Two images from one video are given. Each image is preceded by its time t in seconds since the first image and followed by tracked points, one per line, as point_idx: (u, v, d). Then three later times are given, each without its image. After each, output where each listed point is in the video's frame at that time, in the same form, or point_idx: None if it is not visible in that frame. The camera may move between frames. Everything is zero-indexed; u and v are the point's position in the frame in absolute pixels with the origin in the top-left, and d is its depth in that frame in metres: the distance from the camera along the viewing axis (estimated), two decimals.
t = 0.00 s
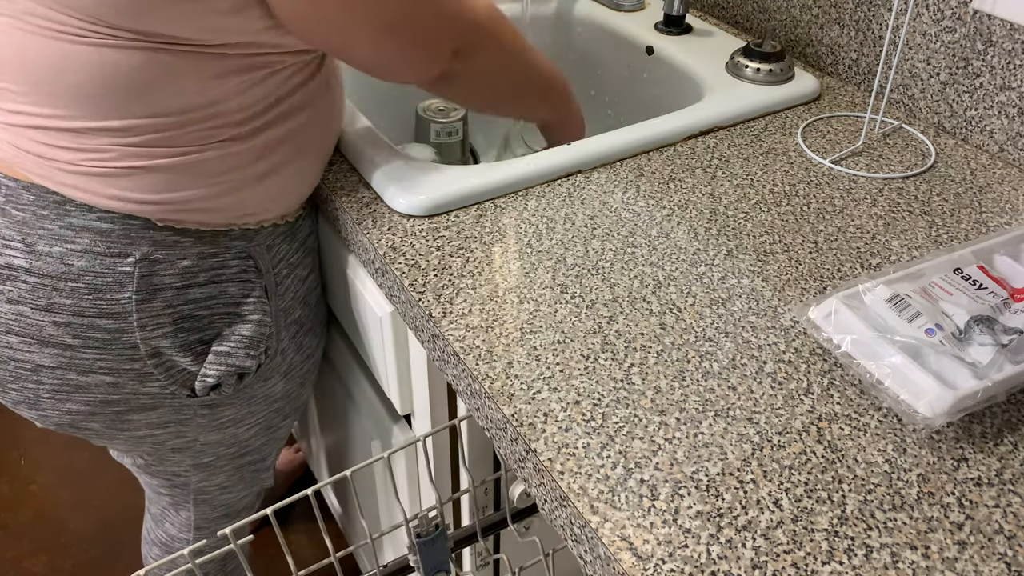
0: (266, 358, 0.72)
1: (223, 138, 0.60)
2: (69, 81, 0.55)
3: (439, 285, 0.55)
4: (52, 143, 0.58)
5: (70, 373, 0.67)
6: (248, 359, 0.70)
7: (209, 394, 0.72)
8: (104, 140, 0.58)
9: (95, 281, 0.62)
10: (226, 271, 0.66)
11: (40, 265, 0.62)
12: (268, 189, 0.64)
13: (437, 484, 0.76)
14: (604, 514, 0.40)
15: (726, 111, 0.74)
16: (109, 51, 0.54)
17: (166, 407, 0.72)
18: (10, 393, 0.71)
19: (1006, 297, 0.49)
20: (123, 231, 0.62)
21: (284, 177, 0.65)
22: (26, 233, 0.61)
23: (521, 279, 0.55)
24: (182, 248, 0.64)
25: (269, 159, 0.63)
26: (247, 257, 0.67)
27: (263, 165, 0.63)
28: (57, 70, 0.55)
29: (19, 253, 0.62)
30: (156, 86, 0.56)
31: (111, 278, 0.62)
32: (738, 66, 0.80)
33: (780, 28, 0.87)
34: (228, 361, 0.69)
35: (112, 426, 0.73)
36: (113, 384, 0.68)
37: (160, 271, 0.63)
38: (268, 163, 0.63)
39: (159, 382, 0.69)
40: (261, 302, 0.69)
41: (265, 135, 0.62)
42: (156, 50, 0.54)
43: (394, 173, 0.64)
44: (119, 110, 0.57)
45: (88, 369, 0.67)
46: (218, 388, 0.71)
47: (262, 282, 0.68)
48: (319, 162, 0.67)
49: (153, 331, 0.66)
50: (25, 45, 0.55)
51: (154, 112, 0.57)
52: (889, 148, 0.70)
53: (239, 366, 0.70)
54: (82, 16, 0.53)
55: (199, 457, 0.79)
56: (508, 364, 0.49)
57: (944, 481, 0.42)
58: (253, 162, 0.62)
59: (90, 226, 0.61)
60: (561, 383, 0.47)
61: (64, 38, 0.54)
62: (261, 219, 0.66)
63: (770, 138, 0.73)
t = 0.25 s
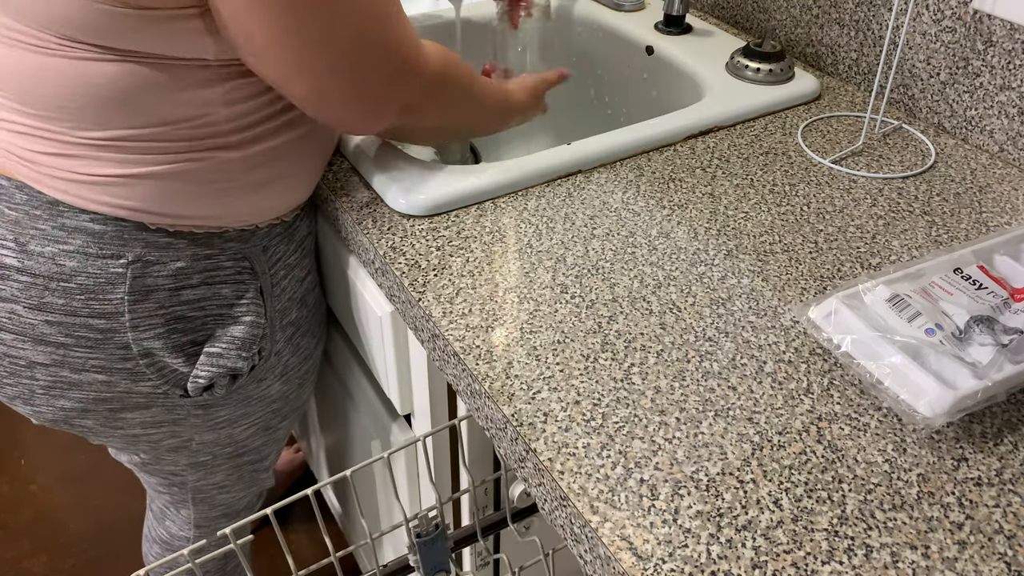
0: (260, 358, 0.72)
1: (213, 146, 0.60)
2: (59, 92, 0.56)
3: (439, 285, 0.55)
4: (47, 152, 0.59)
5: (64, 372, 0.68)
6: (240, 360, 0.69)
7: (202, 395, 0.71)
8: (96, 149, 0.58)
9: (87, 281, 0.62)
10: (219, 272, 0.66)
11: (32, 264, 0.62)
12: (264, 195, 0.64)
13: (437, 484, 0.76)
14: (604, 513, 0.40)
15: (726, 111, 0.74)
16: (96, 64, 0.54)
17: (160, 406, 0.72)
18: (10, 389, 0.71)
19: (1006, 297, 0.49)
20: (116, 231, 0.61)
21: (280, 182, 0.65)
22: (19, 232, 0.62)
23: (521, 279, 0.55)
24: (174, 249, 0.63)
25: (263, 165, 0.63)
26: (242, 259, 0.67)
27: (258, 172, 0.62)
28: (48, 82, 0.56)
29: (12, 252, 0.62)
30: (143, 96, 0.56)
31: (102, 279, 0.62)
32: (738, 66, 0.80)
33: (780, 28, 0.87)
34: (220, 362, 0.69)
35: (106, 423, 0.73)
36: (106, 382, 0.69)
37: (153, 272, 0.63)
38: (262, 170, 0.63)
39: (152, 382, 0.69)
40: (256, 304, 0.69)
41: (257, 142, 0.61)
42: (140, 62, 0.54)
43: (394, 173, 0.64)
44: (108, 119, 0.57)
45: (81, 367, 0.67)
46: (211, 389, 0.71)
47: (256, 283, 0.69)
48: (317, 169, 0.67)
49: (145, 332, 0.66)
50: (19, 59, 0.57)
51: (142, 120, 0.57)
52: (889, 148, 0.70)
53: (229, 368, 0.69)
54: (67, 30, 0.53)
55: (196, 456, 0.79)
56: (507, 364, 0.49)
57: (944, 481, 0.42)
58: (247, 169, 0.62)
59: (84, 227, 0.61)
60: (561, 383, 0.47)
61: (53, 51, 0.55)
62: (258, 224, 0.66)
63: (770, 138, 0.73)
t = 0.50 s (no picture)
0: (260, 358, 0.72)
1: (208, 146, 0.59)
2: (53, 96, 0.56)
3: (439, 285, 0.55)
4: (44, 156, 0.59)
5: (65, 372, 0.68)
6: (239, 361, 0.69)
7: (203, 395, 0.71)
8: (91, 152, 0.58)
9: (86, 283, 0.62)
10: (218, 273, 0.66)
11: (30, 266, 0.62)
12: (262, 193, 0.64)
13: (437, 484, 0.76)
14: (603, 514, 0.40)
15: (726, 111, 0.74)
16: (88, 67, 0.54)
17: (161, 406, 0.72)
18: (11, 390, 0.71)
19: (1006, 298, 0.49)
20: (114, 234, 0.61)
21: (278, 181, 0.65)
22: (17, 234, 0.62)
23: (520, 279, 0.55)
24: (172, 250, 0.63)
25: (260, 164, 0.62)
26: (241, 259, 0.67)
27: (255, 170, 0.62)
28: (40, 86, 0.56)
29: (10, 255, 0.62)
30: (136, 98, 0.56)
31: (100, 281, 0.62)
32: (739, 66, 0.80)
33: (780, 28, 0.87)
34: (219, 362, 0.68)
35: (109, 423, 0.73)
36: (107, 383, 0.68)
37: (152, 274, 0.63)
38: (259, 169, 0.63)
39: (152, 383, 0.69)
40: (256, 304, 0.69)
41: (253, 141, 0.61)
42: (130, 65, 0.54)
43: (394, 173, 0.64)
44: (103, 122, 0.57)
45: (81, 368, 0.67)
46: (211, 390, 0.70)
47: (256, 283, 0.69)
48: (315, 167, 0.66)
49: (144, 333, 0.65)
50: (13, 63, 0.57)
51: (136, 122, 0.57)
52: (889, 148, 0.70)
53: (229, 368, 0.69)
54: (56, 35, 0.53)
55: (197, 456, 0.79)
56: (507, 364, 0.49)
57: (944, 481, 0.42)
58: (243, 168, 0.62)
59: (82, 230, 0.61)
60: (561, 383, 0.47)
61: (44, 56, 0.55)
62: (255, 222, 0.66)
63: (770, 138, 0.73)
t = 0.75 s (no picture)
0: (247, 359, 0.72)
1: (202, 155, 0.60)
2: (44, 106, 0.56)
3: (439, 285, 0.55)
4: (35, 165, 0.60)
5: (49, 377, 0.67)
6: (223, 362, 0.69)
7: (191, 396, 0.71)
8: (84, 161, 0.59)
9: (64, 289, 0.62)
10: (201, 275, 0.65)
11: (7, 273, 0.62)
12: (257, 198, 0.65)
13: (437, 484, 0.76)
14: (603, 513, 0.40)
15: (726, 111, 0.74)
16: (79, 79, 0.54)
17: (148, 410, 0.72)
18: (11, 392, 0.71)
19: (1006, 297, 0.49)
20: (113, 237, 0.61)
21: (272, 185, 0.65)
22: None
23: (521, 279, 0.55)
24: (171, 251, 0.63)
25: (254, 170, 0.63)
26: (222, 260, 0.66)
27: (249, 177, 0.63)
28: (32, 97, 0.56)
29: None
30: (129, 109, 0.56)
31: (78, 286, 0.62)
32: (739, 66, 0.80)
33: (780, 28, 0.87)
34: (202, 365, 0.68)
35: (97, 428, 0.73)
36: (91, 388, 0.68)
37: (130, 278, 0.62)
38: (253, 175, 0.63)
39: (137, 387, 0.69)
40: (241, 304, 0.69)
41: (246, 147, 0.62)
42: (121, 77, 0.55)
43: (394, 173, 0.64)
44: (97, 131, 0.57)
45: (66, 373, 0.67)
46: (198, 391, 0.70)
47: (238, 282, 0.68)
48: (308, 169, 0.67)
49: (125, 337, 0.65)
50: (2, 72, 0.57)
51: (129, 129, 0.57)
52: (889, 148, 0.70)
53: (214, 369, 0.68)
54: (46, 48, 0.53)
55: (199, 457, 0.79)
56: (508, 364, 0.49)
57: (944, 481, 0.42)
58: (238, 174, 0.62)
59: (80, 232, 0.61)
60: (561, 384, 0.47)
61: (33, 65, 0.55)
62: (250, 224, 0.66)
63: (770, 138, 0.73)
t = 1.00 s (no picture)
0: (268, 361, 0.72)
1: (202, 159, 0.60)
2: (43, 113, 0.57)
3: (439, 285, 0.55)
4: (39, 172, 0.60)
5: (72, 380, 0.67)
6: (248, 364, 0.69)
7: (212, 399, 0.71)
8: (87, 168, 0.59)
9: (94, 290, 0.62)
10: (226, 276, 0.66)
11: (36, 274, 0.62)
12: (260, 202, 0.64)
13: (437, 484, 0.76)
14: (603, 513, 0.40)
15: (726, 111, 0.74)
16: (75, 88, 0.55)
17: (169, 410, 0.72)
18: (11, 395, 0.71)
19: (1006, 297, 0.49)
20: (119, 240, 0.62)
21: (275, 189, 0.65)
22: (21, 242, 0.62)
23: (521, 279, 0.55)
24: (179, 253, 0.63)
25: (255, 173, 0.63)
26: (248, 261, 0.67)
27: (252, 181, 0.63)
28: (32, 105, 0.57)
29: (14, 261, 0.62)
30: (125, 116, 0.56)
31: (108, 287, 0.62)
32: (739, 66, 0.80)
33: (780, 28, 0.87)
34: (228, 366, 0.68)
35: (117, 430, 0.73)
36: (114, 390, 0.68)
37: (159, 279, 0.63)
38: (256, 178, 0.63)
39: (161, 387, 0.69)
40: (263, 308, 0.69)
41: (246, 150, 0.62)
42: (115, 84, 0.55)
43: (394, 173, 0.64)
44: (97, 137, 0.58)
45: (89, 375, 0.67)
46: (220, 393, 0.70)
47: (262, 286, 0.68)
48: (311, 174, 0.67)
49: (153, 338, 0.65)
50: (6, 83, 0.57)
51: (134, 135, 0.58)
52: (889, 148, 0.70)
53: (239, 372, 0.69)
54: (41, 59, 0.54)
55: (200, 459, 0.79)
56: (508, 364, 0.49)
57: (944, 481, 0.42)
58: (240, 177, 0.62)
59: (86, 236, 0.61)
60: (561, 384, 0.47)
61: (35, 76, 0.55)
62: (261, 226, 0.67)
63: (770, 138, 0.73)
